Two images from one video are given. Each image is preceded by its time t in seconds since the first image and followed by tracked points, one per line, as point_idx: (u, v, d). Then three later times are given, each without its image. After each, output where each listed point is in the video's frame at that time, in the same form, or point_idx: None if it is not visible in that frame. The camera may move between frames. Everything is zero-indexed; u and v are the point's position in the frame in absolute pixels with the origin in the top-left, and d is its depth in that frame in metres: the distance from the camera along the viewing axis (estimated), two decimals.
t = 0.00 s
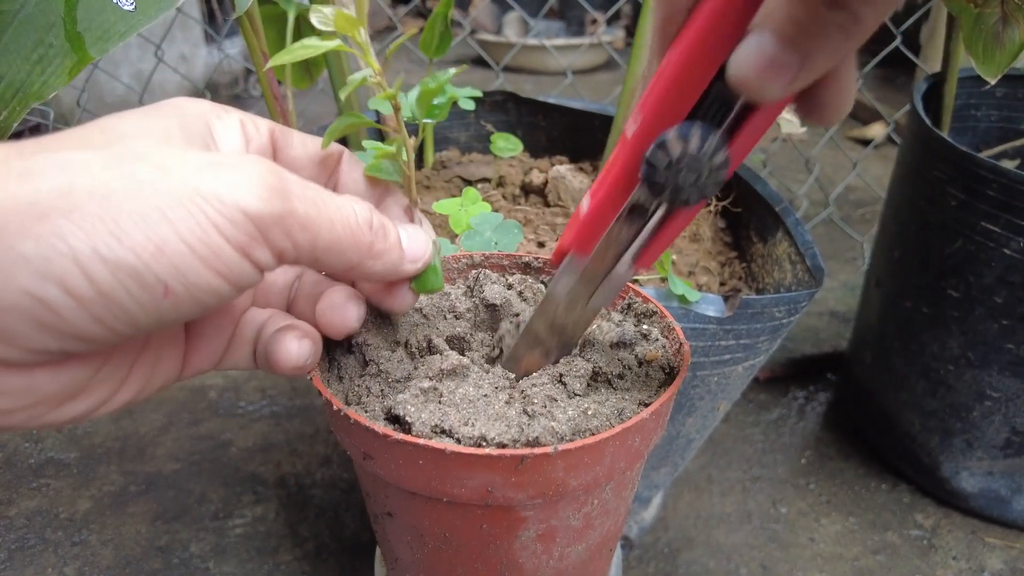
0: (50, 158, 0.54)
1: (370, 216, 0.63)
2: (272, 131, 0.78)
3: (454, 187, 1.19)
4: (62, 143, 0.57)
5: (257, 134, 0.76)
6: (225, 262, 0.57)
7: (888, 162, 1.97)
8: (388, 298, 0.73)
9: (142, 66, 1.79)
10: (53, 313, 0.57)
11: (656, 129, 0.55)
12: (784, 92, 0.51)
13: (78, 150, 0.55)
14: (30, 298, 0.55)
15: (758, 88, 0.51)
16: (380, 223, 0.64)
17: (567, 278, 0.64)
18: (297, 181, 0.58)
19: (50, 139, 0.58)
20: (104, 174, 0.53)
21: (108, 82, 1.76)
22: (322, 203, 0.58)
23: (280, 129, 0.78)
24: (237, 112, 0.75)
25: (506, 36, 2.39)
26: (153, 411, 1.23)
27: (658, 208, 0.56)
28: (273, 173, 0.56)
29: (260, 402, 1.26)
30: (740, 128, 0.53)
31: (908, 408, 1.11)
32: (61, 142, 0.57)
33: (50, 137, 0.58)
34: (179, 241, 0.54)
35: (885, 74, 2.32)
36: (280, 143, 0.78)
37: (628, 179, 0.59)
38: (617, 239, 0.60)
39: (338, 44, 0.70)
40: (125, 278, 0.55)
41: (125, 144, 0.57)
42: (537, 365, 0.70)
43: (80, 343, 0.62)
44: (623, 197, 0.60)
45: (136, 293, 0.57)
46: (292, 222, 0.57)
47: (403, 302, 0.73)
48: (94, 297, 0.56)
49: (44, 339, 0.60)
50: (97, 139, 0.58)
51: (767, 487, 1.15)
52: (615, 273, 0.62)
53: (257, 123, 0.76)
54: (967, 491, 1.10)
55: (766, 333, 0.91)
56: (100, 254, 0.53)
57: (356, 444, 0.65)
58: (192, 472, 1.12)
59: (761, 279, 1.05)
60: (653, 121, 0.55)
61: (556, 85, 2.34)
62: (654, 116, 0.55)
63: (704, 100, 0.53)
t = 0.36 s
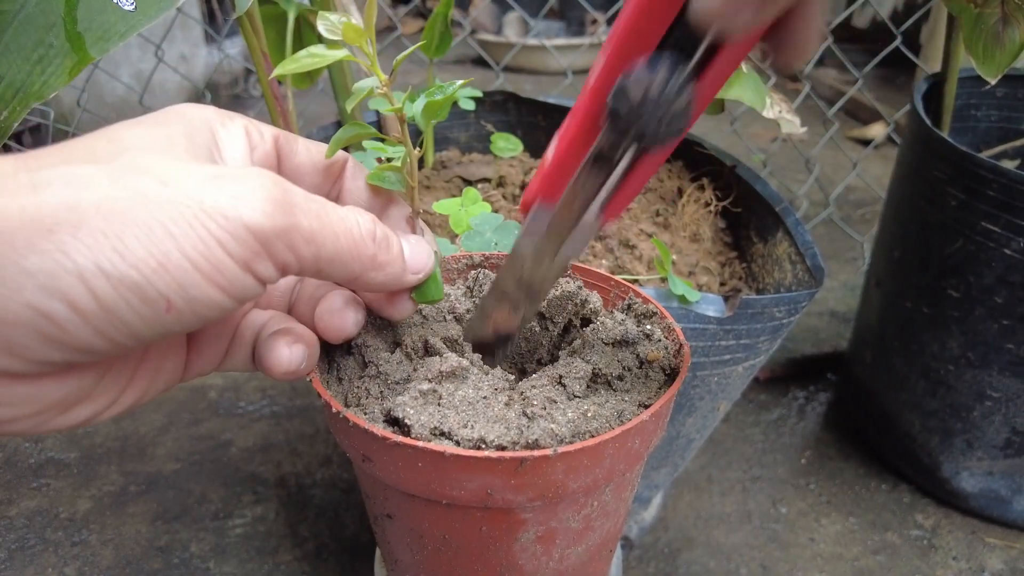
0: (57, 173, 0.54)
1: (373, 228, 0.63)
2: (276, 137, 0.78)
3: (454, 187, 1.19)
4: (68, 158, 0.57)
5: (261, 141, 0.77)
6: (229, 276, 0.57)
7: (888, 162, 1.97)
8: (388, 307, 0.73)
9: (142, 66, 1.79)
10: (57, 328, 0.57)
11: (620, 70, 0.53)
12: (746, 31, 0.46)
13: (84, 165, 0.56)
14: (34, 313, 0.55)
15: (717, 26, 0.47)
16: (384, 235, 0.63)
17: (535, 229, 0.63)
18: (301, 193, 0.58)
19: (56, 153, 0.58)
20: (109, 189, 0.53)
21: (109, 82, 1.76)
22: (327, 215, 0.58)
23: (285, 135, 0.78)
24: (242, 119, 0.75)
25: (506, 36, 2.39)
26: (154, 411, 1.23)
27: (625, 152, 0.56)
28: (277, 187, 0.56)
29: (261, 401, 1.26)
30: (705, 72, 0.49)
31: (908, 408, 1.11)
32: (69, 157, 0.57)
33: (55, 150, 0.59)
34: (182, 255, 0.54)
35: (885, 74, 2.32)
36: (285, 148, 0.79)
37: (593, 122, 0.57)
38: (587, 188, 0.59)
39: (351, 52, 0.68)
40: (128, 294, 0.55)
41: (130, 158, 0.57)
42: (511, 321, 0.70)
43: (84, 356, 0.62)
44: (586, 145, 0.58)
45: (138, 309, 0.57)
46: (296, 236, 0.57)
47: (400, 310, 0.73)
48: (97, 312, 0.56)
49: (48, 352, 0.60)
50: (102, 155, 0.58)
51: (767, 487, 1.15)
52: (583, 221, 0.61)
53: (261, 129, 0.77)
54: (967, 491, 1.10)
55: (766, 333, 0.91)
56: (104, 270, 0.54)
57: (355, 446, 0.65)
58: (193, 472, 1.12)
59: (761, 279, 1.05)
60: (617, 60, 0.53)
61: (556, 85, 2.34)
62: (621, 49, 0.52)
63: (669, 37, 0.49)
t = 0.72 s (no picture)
0: (59, 180, 0.54)
1: (377, 234, 0.62)
2: (280, 138, 0.78)
3: (454, 186, 1.19)
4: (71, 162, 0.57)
5: (264, 141, 0.76)
6: (229, 283, 0.57)
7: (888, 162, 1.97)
8: (385, 313, 0.73)
9: (142, 66, 1.79)
10: (57, 334, 0.57)
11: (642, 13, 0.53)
12: None
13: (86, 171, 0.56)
14: (35, 319, 0.55)
15: None
16: (387, 241, 0.63)
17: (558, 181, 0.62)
18: (304, 198, 0.57)
19: (60, 159, 0.58)
20: (110, 195, 0.53)
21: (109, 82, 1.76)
22: (328, 221, 0.58)
23: (288, 136, 0.78)
24: (245, 119, 0.75)
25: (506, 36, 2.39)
26: (154, 410, 1.23)
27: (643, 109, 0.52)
28: (279, 192, 0.56)
29: (261, 401, 1.26)
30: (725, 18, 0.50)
31: (908, 408, 1.11)
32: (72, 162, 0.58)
33: (58, 155, 0.59)
34: (182, 262, 0.54)
35: (885, 74, 2.32)
36: (287, 149, 0.78)
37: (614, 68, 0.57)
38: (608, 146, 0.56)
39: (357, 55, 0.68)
40: (127, 300, 0.55)
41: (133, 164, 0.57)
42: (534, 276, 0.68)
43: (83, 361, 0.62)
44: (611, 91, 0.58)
45: (137, 315, 0.57)
46: (297, 243, 0.56)
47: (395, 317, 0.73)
48: (96, 318, 0.56)
49: (46, 357, 0.60)
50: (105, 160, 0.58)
51: (767, 487, 1.15)
52: (601, 184, 0.57)
53: (265, 131, 0.76)
54: (967, 491, 1.10)
55: (766, 334, 0.91)
56: (104, 277, 0.54)
57: (355, 447, 0.65)
58: (193, 471, 1.12)
59: (762, 279, 1.05)
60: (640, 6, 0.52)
61: (556, 85, 2.34)
62: None
63: None
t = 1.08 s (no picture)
0: (82, 135, 0.55)
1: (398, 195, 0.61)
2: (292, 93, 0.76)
3: (454, 186, 1.19)
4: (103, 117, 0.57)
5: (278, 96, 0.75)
6: (247, 239, 0.57)
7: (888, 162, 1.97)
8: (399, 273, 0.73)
9: (142, 66, 1.79)
10: (85, 284, 0.58)
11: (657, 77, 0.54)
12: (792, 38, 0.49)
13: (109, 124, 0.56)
14: (60, 266, 0.56)
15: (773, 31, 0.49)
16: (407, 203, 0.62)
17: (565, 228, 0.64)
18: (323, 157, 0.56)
19: (83, 111, 0.58)
20: (131, 149, 0.53)
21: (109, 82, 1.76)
22: (348, 179, 0.57)
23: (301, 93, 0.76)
24: (264, 78, 0.73)
25: (507, 36, 2.39)
26: (154, 410, 1.23)
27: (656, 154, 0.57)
28: (298, 150, 0.55)
29: (261, 401, 1.26)
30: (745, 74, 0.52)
31: (908, 408, 1.11)
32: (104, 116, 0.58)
33: (80, 109, 0.59)
34: (202, 216, 0.54)
35: (885, 73, 2.32)
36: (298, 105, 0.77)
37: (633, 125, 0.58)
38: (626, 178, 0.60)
39: (349, 24, 0.68)
40: (150, 251, 0.56)
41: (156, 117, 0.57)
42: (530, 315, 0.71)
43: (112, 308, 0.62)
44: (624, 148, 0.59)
45: (161, 263, 0.57)
46: (315, 200, 0.56)
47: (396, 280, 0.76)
48: (123, 266, 0.57)
49: (80, 304, 0.61)
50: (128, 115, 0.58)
51: (767, 487, 1.15)
52: (612, 220, 0.62)
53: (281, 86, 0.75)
54: (967, 491, 1.10)
55: (766, 333, 0.91)
56: (126, 228, 0.54)
57: (355, 446, 0.65)
58: (193, 471, 1.12)
59: (762, 279, 1.05)
60: (660, 62, 0.53)
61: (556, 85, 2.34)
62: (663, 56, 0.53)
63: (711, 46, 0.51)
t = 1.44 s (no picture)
0: (209, 171, 0.53)
1: (467, 291, 0.63)
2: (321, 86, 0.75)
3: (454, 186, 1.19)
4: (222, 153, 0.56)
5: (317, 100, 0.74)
6: (340, 309, 0.57)
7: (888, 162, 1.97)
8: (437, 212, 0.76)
9: (143, 66, 1.79)
10: (182, 312, 0.56)
11: (771, 43, 0.48)
12: None
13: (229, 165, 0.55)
14: (172, 292, 0.53)
15: None
16: (474, 296, 0.64)
17: (648, 197, 0.60)
18: (420, 247, 0.58)
19: (199, 140, 0.57)
20: (258, 201, 0.53)
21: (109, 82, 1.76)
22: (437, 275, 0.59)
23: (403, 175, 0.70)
24: (363, 142, 0.70)
25: (507, 36, 2.39)
26: (154, 410, 1.23)
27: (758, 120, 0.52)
28: (402, 236, 0.56)
29: (260, 401, 1.26)
30: (863, 34, 0.49)
31: (908, 408, 1.11)
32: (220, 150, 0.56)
33: (194, 137, 0.57)
34: (309, 281, 0.54)
35: (885, 74, 2.32)
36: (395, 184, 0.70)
37: (735, 94, 0.51)
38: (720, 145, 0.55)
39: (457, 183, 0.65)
40: (248, 298, 0.55)
41: (273, 167, 0.57)
42: (599, 288, 0.67)
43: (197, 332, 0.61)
44: (717, 120, 0.53)
45: (255, 312, 0.56)
46: (409, 283, 0.57)
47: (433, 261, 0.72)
48: (217, 305, 0.55)
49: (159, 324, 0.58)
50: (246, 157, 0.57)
51: (767, 487, 1.15)
52: (696, 191, 0.57)
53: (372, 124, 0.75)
54: (967, 491, 1.10)
55: (766, 334, 0.91)
56: (237, 272, 0.53)
57: (356, 447, 0.65)
58: (193, 471, 1.12)
59: (762, 279, 1.05)
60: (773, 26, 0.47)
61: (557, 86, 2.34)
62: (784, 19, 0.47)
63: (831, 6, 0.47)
